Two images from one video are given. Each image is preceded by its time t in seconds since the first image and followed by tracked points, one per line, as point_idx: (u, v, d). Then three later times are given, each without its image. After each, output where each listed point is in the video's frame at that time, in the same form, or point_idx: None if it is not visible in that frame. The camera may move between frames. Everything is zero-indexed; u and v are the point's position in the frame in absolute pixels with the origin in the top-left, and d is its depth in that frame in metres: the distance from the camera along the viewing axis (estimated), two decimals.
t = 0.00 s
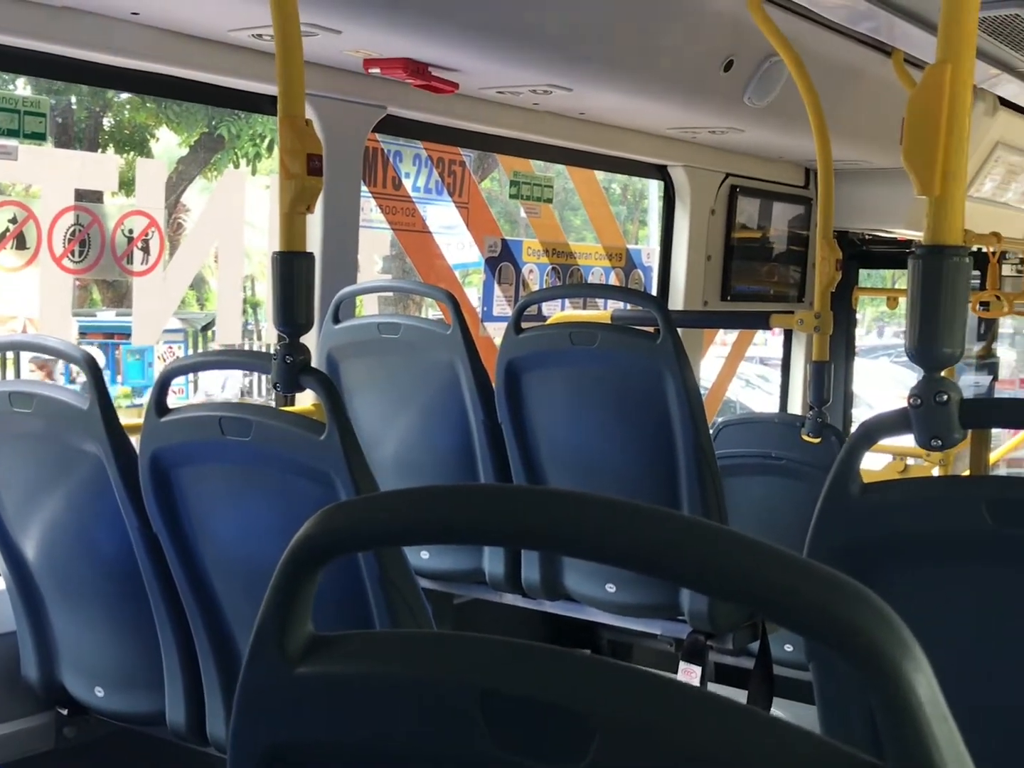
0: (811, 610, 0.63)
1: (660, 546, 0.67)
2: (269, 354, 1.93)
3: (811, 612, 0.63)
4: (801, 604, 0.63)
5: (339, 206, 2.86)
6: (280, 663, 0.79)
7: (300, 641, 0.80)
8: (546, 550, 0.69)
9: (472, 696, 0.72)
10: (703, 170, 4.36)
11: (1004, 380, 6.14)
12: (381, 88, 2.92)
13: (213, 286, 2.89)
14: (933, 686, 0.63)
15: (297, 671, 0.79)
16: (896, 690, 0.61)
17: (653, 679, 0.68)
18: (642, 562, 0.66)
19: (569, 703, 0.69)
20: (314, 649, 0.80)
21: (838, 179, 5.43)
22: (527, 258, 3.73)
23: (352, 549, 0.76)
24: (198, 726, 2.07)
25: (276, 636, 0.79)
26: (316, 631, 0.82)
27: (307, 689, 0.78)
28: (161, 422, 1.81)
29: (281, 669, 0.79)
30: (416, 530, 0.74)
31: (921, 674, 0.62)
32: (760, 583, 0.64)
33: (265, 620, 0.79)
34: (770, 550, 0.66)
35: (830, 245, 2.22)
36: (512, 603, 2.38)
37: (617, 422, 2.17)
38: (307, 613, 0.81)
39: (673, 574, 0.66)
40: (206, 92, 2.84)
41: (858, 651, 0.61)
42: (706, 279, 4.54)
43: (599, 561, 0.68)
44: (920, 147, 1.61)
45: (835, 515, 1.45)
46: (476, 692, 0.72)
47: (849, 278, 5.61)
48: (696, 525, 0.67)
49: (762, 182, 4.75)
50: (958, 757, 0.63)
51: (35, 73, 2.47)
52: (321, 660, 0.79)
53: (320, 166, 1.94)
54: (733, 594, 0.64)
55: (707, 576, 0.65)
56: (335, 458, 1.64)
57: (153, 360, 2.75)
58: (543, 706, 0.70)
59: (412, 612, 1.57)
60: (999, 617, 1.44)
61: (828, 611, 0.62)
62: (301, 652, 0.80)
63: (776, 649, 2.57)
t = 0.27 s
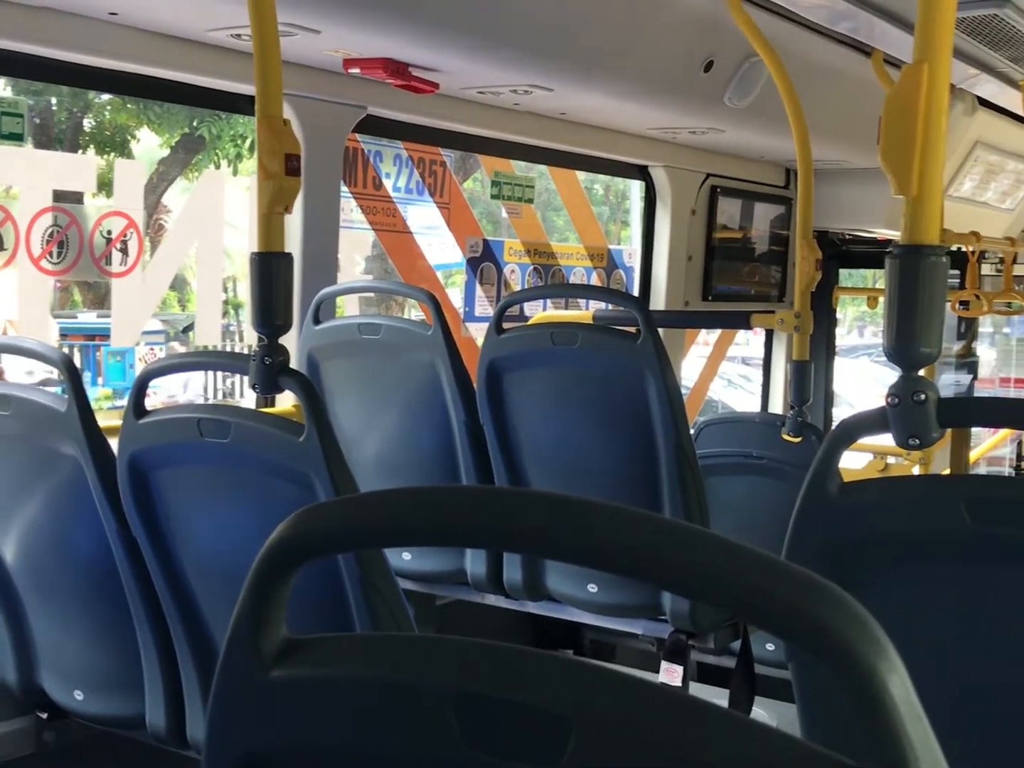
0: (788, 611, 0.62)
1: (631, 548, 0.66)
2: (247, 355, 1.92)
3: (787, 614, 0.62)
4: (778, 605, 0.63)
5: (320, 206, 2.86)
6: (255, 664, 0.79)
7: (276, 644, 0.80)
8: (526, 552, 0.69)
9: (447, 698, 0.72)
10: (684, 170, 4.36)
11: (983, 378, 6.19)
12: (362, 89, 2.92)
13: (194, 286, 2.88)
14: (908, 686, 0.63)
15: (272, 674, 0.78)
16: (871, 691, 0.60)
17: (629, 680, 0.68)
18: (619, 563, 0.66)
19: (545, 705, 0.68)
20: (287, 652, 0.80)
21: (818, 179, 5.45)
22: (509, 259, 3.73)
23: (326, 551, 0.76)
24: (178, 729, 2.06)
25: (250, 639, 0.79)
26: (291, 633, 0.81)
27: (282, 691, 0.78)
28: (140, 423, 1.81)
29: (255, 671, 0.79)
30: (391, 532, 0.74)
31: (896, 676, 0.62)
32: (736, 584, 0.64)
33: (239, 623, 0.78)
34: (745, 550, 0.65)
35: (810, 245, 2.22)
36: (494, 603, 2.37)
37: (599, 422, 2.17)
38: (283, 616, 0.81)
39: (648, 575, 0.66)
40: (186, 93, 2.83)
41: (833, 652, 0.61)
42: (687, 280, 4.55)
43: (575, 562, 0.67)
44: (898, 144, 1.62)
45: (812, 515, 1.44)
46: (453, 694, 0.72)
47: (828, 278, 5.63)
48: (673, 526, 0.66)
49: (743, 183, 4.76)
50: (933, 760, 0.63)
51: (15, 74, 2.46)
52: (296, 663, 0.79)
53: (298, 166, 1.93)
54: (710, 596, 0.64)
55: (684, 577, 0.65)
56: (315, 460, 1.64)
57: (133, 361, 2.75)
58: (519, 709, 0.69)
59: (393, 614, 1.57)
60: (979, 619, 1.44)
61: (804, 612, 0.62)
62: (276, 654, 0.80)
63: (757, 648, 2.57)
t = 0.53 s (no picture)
0: (760, 609, 0.62)
1: (595, 547, 0.66)
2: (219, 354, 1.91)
3: (757, 613, 0.62)
4: (750, 604, 0.62)
5: (294, 204, 2.84)
6: (224, 665, 0.78)
7: (246, 645, 0.79)
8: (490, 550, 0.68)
9: (421, 699, 0.71)
10: (660, 168, 4.37)
11: (958, 374, 6.23)
12: (337, 87, 2.91)
13: (169, 285, 2.87)
14: (877, 682, 0.63)
15: (242, 675, 0.78)
16: (840, 687, 0.60)
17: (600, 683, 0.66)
18: (590, 561, 0.65)
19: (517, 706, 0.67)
20: (258, 653, 0.79)
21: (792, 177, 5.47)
22: (485, 257, 3.73)
23: (296, 551, 0.75)
24: (154, 732, 2.05)
25: (219, 642, 0.78)
26: (261, 635, 0.80)
27: (252, 692, 0.77)
28: (113, 423, 1.80)
29: (225, 673, 0.78)
30: (359, 530, 0.73)
31: (865, 672, 0.62)
32: (704, 584, 0.63)
33: (208, 625, 0.77)
34: (713, 550, 0.65)
35: (785, 242, 2.23)
36: (472, 603, 2.37)
37: (576, 421, 2.17)
38: (252, 617, 0.80)
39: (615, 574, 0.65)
40: (161, 91, 2.81)
41: (804, 650, 0.61)
42: (663, 278, 4.55)
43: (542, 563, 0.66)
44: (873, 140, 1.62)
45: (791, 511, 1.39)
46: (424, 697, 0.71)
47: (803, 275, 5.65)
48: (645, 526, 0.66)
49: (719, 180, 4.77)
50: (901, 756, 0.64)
51: None
52: (267, 664, 0.78)
53: (271, 165, 1.93)
54: (681, 595, 0.63)
55: (653, 578, 0.64)
56: (290, 460, 1.63)
57: (108, 362, 2.73)
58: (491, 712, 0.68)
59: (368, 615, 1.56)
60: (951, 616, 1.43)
61: (775, 612, 0.62)
62: (246, 654, 0.79)
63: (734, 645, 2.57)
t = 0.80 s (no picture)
0: (715, 604, 0.62)
1: (548, 545, 0.66)
2: (185, 353, 1.90)
3: (713, 610, 0.62)
4: (708, 601, 0.63)
5: (264, 202, 2.83)
6: (187, 667, 0.77)
7: (207, 647, 0.79)
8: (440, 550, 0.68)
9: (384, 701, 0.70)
10: (630, 165, 4.37)
11: (927, 369, 6.27)
12: (305, 84, 2.90)
13: (138, 284, 2.85)
14: (837, 678, 0.64)
15: (204, 677, 0.77)
16: (799, 680, 0.61)
17: (560, 683, 0.66)
18: (545, 559, 0.66)
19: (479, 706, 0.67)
20: (221, 655, 0.79)
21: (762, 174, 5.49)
22: (456, 254, 3.73)
23: (256, 553, 0.75)
24: (123, 734, 2.03)
25: (181, 644, 0.77)
26: (224, 637, 0.80)
27: (215, 694, 0.77)
28: (81, 423, 1.79)
29: (187, 675, 0.77)
30: (316, 532, 0.73)
31: (824, 664, 0.62)
32: (658, 582, 0.64)
33: (169, 627, 0.77)
34: (668, 546, 0.65)
35: (754, 237, 2.24)
36: (445, 602, 2.37)
37: (548, 419, 2.17)
38: (214, 619, 0.79)
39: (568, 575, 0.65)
40: (129, 90, 2.79)
41: (763, 645, 0.61)
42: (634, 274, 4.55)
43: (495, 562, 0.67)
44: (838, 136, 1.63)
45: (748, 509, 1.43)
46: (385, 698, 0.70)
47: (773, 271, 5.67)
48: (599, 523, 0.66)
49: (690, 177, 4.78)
50: (862, 753, 0.64)
51: None
52: (229, 666, 0.78)
53: (237, 162, 1.91)
54: (642, 593, 0.63)
55: (607, 579, 0.65)
56: (257, 459, 1.62)
57: (76, 361, 2.71)
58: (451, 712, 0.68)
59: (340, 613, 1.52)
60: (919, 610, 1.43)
61: (732, 608, 0.62)
62: (208, 657, 0.79)
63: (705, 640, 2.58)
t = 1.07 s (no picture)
0: (664, 602, 0.62)
1: (504, 542, 0.65)
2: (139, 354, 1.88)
3: (661, 608, 0.62)
4: (654, 599, 0.63)
5: (223, 202, 2.82)
6: (136, 676, 0.75)
7: (154, 656, 0.76)
8: (405, 554, 0.67)
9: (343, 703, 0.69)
10: (590, 161, 4.38)
11: (885, 363, 6.34)
12: (262, 82, 2.89)
13: (94, 283, 2.82)
14: (782, 676, 0.64)
15: (153, 686, 0.75)
16: (748, 681, 0.61)
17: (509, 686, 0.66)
18: (497, 559, 0.65)
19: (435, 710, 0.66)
20: (169, 663, 0.77)
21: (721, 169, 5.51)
22: (416, 252, 3.72)
23: (206, 557, 0.73)
24: (80, 738, 2.02)
25: (130, 651, 0.75)
26: (172, 642, 0.78)
27: (165, 703, 0.75)
28: (34, 427, 1.77)
29: (135, 683, 0.75)
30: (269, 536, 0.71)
31: (770, 664, 0.63)
32: (610, 580, 0.64)
33: (117, 634, 0.75)
34: (615, 543, 0.66)
35: (713, 234, 2.24)
36: (406, 600, 2.38)
37: (509, 417, 2.17)
38: (162, 625, 0.77)
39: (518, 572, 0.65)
40: (86, 88, 2.76)
41: (710, 645, 0.61)
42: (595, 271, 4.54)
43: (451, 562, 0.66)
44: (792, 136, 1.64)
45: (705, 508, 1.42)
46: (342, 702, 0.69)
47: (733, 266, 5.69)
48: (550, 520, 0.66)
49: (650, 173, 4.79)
50: (810, 753, 0.64)
51: None
52: (178, 674, 0.76)
53: (191, 161, 1.90)
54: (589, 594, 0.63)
55: (560, 576, 0.64)
56: (213, 459, 1.60)
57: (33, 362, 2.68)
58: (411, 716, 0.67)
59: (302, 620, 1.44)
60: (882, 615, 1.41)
61: (679, 607, 0.62)
62: (156, 666, 0.76)
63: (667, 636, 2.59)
